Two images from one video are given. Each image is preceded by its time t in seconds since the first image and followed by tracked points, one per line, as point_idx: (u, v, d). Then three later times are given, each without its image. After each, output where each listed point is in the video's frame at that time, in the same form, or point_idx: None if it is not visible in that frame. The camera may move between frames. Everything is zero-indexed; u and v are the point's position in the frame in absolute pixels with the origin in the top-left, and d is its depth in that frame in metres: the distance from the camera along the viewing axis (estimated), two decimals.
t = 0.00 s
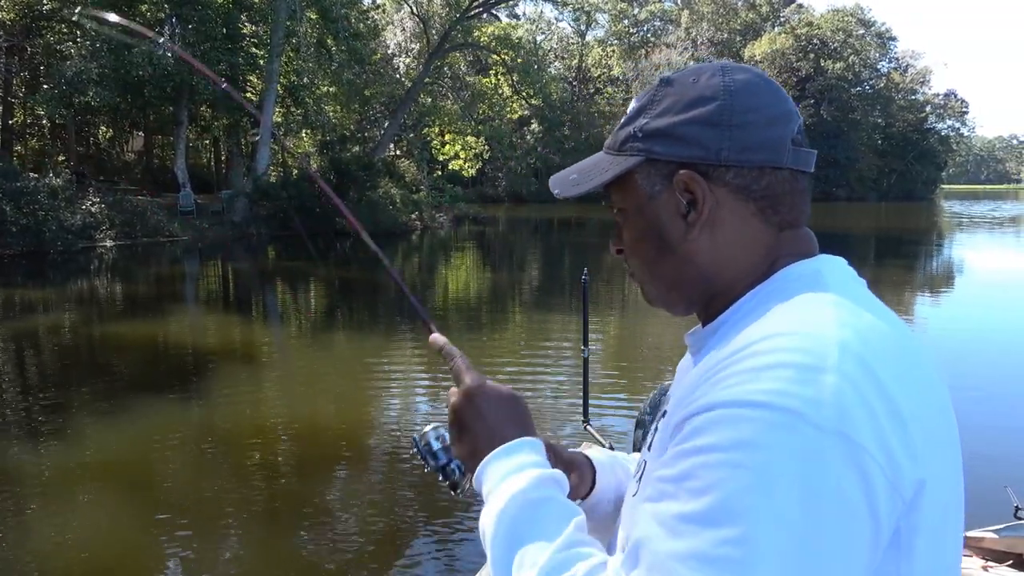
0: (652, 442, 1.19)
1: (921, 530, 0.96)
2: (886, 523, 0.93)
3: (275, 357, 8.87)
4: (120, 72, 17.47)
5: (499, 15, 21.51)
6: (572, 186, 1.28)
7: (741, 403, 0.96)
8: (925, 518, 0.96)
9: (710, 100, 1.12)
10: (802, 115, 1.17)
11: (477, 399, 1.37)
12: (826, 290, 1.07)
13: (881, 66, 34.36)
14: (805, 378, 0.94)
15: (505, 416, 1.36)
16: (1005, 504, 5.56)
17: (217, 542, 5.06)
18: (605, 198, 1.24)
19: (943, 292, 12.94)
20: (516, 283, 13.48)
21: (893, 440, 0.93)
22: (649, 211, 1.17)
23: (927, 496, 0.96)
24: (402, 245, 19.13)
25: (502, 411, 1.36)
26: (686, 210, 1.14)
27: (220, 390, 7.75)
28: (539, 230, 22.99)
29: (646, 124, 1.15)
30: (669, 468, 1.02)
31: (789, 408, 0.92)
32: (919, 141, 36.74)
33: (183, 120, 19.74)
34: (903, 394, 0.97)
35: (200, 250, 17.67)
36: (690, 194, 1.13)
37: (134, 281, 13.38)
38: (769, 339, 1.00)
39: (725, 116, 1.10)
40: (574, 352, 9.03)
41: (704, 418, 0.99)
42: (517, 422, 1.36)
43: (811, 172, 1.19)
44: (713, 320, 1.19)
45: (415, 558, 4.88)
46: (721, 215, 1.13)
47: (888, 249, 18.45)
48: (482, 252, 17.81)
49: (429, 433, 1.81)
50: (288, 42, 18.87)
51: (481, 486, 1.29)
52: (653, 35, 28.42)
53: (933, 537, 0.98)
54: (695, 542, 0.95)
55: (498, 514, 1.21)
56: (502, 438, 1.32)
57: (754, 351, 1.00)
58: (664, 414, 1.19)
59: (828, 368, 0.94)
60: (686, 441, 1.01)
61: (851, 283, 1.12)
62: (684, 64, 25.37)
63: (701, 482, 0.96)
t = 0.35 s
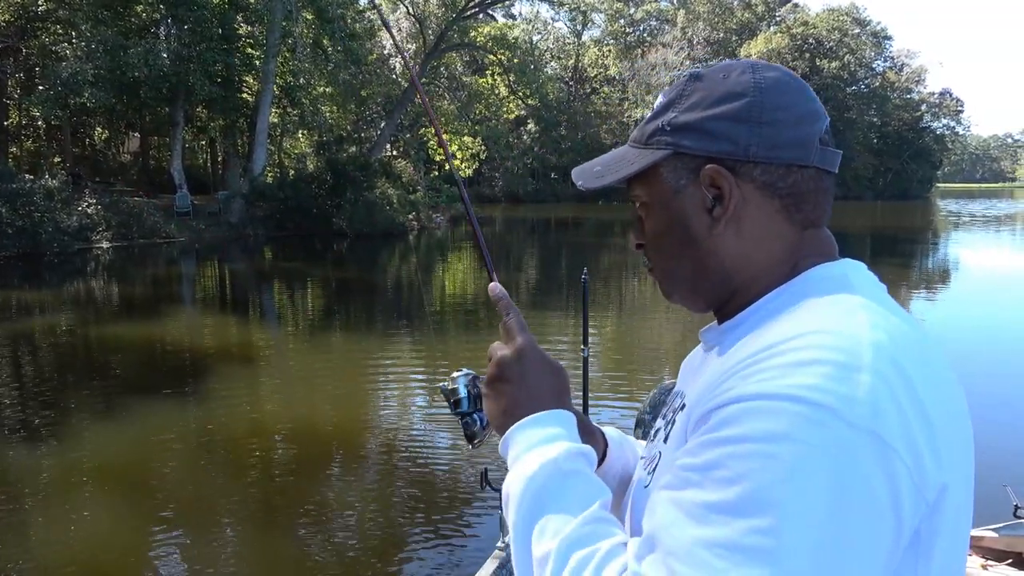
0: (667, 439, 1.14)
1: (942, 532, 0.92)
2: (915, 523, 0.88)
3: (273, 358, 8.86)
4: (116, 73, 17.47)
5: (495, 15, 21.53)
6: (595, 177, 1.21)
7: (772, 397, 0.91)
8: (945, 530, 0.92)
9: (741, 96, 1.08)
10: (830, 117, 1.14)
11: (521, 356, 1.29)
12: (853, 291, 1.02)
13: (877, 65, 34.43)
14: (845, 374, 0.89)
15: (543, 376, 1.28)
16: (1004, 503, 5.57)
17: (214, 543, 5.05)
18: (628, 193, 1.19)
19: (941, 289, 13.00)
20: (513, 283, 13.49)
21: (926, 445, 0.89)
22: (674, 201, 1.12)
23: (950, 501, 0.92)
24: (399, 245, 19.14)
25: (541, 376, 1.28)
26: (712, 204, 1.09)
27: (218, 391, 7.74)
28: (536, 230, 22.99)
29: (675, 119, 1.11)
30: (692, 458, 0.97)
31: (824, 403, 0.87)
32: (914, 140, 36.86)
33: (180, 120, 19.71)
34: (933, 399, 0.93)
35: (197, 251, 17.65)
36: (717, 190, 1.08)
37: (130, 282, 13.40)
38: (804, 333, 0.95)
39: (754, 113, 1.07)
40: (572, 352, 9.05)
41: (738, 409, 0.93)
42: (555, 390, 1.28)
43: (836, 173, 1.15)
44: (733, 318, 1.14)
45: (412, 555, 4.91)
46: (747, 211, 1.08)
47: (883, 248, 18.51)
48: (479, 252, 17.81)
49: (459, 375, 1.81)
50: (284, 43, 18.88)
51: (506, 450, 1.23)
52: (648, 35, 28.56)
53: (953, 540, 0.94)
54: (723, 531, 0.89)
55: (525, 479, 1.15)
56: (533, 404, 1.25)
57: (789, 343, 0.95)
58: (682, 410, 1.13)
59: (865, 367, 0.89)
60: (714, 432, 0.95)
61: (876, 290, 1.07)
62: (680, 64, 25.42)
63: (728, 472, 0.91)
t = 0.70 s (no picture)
0: (679, 445, 1.11)
1: (966, 540, 0.89)
2: (941, 527, 0.86)
3: (270, 359, 8.83)
4: (113, 72, 17.43)
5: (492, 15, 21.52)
6: (605, 170, 1.20)
7: (796, 401, 0.88)
8: (967, 535, 0.90)
9: (763, 92, 1.04)
10: (842, 120, 1.12)
11: (528, 375, 1.24)
12: (868, 293, 0.99)
13: (873, 66, 34.49)
14: (867, 381, 0.86)
15: (547, 393, 1.24)
16: (1006, 503, 5.58)
17: (212, 544, 5.04)
18: (636, 188, 1.17)
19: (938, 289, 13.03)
20: (511, 284, 13.48)
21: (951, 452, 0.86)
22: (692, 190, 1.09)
23: (971, 505, 0.90)
24: (396, 245, 19.14)
25: (545, 393, 1.24)
26: (728, 201, 1.07)
27: (215, 392, 7.72)
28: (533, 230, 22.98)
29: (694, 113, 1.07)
30: (714, 463, 0.94)
31: (847, 409, 0.84)
32: (910, 140, 36.94)
33: (176, 120, 19.66)
34: (956, 403, 0.90)
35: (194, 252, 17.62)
36: (734, 185, 1.06)
37: (127, 281, 13.39)
38: (822, 339, 0.93)
39: (777, 110, 1.03)
40: (570, 352, 9.05)
41: (758, 416, 0.91)
42: (561, 402, 1.24)
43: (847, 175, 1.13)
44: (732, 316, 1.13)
45: (411, 555, 4.91)
46: (764, 208, 1.06)
47: (880, 248, 18.55)
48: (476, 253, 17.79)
49: (468, 405, 1.75)
50: (281, 43, 18.84)
51: (517, 465, 1.21)
52: (647, 35, 27.90)
53: (976, 547, 0.91)
54: (744, 537, 0.87)
55: (536, 490, 1.13)
56: (539, 418, 1.22)
57: (807, 349, 0.92)
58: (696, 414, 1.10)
59: (888, 373, 0.86)
60: (736, 437, 0.92)
61: (890, 292, 1.05)
62: (677, 64, 25.44)
63: (750, 478, 0.88)
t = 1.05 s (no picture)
0: (679, 468, 1.08)
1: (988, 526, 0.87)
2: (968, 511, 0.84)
3: (267, 361, 8.79)
4: (108, 72, 17.36)
5: (489, 15, 21.51)
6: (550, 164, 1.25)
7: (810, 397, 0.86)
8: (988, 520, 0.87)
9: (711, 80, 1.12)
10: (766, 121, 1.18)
11: (500, 443, 1.20)
12: (842, 281, 1.01)
13: (869, 67, 34.54)
14: (871, 368, 0.85)
15: (530, 461, 1.17)
16: (1006, 504, 5.58)
17: (207, 548, 5.00)
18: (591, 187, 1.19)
19: (934, 289, 13.04)
20: (508, 284, 13.45)
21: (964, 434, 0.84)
22: (713, 171, 1.07)
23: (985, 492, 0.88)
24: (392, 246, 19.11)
25: (525, 456, 1.18)
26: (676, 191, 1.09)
27: (212, 394, 7.69)
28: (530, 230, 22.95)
29: (723, 92, 1.08)
30: (732, 480, 0.91)
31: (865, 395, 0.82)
32: (905, 141, 37.01)
33: (172, 121, 19.60)
34: (954, 388, 0.89)
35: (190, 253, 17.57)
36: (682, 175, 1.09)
37: (123, 282, 13.32)
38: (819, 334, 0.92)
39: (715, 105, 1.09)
40: (568, 352, 9.05)
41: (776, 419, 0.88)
42: (544, 465, 1.17)
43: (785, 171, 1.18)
44: (730, 320, 1.08)
45: (409, 558, 4.88)
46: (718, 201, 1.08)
47: (877, 249, 18.57)
48: (473, 253, 17.76)
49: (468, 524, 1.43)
50: (277, 43, 18.82)
51: (511, 537, 1.10)
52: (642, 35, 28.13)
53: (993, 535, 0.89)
54: (783, 546, 0.83)
55: (538, 556, 1.03)
56: (526, 482, 1.14)
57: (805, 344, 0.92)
58: (691, 434, 1.07)
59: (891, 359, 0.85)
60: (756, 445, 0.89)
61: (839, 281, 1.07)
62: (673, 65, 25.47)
63: (782, 483, 0.85)
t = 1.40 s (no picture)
0: (674, 536, 0.99)
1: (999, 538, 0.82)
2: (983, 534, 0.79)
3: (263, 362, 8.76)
4: (103, 73, 17.29)
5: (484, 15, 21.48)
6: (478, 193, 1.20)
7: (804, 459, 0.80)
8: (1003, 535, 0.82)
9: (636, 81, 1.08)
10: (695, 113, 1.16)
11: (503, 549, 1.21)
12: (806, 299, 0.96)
13: (863, 66, 34.61)
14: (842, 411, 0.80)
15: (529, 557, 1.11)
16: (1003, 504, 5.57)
17: (202, 552, 4.95)
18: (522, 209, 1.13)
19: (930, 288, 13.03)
20: (505, 284, 13.43)
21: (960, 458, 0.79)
22: (658, 184, 1.04)
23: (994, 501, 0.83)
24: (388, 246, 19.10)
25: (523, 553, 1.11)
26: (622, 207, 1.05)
27: (208, 396, 7.65)
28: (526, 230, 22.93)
29: (654, 94, 1.05)
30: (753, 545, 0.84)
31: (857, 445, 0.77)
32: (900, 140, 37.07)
33: (167, 121, 19.52)
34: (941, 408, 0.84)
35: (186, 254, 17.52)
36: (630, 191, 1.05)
37: (119, 284, 13.28)
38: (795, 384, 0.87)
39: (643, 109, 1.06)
40: (566, 352, 9.04)
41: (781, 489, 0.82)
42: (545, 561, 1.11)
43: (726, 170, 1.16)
44: (688, 351, 1.04)
45: (406, 560, 4.86)
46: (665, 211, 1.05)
47: (872, 248, 18.61)
48: (469, 253, 17.74)
49: None
50: (272, 43, 18.80)
51: None
52: (637, 35, 28.19)
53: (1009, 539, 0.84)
54: None
55: None
56: None
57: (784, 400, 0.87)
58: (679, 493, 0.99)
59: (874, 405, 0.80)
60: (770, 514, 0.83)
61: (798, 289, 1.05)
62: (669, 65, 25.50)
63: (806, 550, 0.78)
